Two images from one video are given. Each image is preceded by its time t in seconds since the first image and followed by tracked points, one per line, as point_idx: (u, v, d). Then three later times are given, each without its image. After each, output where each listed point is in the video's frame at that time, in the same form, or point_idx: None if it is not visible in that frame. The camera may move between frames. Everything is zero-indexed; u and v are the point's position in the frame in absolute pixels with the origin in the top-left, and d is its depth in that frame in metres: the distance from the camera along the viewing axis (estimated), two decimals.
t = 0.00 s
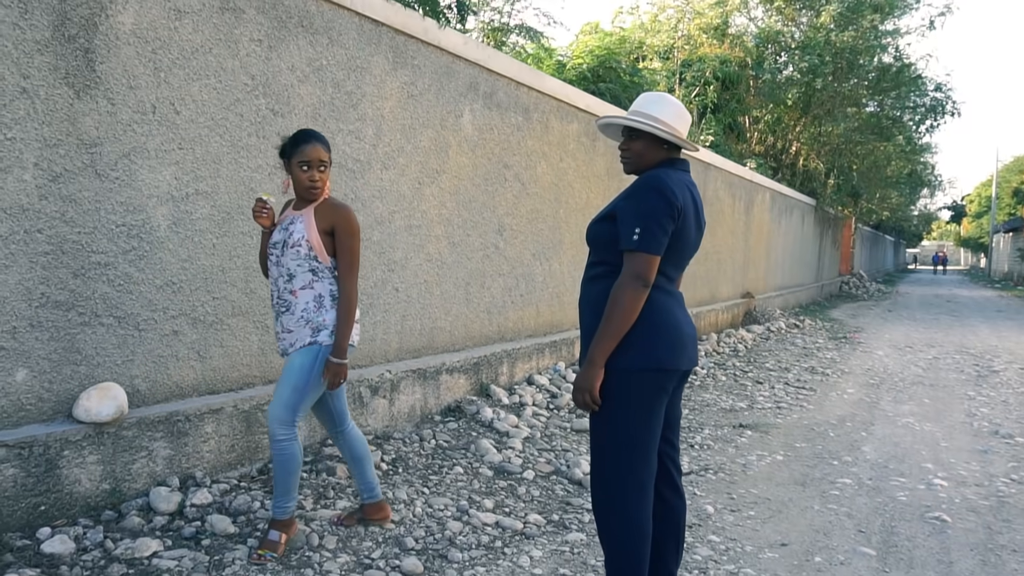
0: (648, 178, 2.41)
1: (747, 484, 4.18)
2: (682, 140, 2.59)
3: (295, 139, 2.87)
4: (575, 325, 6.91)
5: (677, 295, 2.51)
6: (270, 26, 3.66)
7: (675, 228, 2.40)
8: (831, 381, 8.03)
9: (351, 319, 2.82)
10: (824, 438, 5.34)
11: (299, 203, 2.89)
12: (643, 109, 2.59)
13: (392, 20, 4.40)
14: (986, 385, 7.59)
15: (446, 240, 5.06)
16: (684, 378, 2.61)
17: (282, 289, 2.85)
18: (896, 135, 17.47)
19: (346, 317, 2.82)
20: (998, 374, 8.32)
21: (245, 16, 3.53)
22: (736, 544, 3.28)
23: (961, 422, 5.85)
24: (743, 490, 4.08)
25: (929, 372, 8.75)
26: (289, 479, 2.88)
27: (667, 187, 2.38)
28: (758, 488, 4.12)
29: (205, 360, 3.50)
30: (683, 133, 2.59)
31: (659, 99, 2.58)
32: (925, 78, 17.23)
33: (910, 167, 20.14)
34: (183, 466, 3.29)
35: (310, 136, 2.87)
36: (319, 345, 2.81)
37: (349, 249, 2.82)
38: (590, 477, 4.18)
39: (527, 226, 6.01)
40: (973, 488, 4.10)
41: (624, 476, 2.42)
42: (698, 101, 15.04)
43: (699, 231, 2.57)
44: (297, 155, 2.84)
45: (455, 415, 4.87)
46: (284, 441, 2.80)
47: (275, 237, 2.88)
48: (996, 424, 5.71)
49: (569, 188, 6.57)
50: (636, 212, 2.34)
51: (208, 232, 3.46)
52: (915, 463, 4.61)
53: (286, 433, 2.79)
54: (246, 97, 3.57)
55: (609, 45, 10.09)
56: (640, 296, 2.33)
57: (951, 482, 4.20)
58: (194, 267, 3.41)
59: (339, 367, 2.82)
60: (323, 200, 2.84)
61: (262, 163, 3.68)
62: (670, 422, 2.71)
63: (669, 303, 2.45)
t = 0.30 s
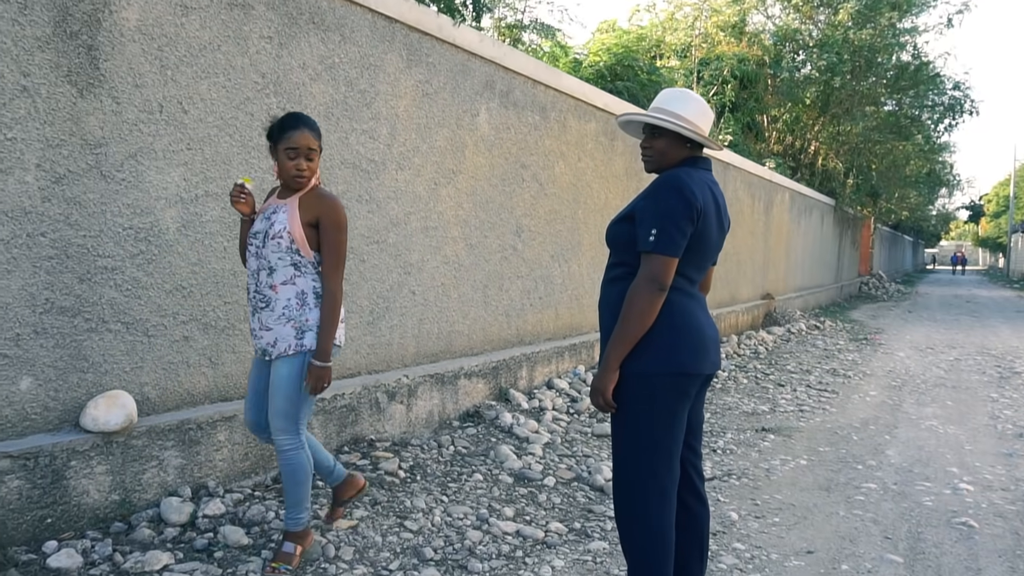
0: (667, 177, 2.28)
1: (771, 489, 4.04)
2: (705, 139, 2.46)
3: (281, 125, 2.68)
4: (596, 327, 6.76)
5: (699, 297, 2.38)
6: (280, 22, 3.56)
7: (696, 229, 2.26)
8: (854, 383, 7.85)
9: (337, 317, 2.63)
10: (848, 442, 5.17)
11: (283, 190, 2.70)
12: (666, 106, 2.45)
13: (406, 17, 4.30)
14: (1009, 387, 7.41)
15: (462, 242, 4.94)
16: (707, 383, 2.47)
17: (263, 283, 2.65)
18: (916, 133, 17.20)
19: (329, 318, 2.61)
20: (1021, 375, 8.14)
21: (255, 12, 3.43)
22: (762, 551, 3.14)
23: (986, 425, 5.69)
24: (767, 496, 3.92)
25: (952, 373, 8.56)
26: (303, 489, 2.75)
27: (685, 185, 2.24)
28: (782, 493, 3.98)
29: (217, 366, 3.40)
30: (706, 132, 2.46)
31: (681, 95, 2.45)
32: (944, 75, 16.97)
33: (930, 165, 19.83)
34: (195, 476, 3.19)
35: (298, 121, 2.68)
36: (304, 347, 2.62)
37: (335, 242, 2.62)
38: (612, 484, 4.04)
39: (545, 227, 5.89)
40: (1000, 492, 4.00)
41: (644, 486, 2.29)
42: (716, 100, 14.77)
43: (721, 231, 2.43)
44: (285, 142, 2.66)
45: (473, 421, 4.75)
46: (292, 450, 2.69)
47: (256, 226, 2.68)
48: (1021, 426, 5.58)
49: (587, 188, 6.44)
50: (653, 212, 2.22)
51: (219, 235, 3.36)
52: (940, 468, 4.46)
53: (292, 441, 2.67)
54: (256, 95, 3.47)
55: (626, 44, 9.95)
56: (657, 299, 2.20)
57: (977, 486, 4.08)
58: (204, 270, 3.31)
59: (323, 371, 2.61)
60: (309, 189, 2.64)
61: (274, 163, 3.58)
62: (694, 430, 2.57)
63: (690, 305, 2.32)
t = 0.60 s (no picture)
0: (691, 182, 2.24)
1: (803, 500, 3.96)
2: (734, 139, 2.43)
3: (254, 130, 2.54)
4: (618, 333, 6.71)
5: (723, 305, 2.34)
6: (299, 33, 3.59)
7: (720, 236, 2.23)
8: (885, 389, 7.71)
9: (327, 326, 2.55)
10: (881, 450, 5.07)
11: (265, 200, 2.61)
12: (694, 106, 2.42)
13: (424, 25, 4.31)
14: None
15: (483, 249, 4.93)
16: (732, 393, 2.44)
17: (260, 295, 2.60)
18: (945, 132, 16.92)
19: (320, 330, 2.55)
20: None
21: (273, 23, 3.46)
22: (794, 566, 3.09)
23: None
24: (798, 507, 3.86)
25: (988, 377, 8.39)
26: (317, 498, 2.74)
27: (710, 191, 2.20)
28: (813, 504, 3.91)
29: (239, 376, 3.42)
30: (735, 132, 2.43)
31: (709, 96, 2.41)
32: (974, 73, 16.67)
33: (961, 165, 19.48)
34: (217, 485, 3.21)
35: (272, 127, 2.53)
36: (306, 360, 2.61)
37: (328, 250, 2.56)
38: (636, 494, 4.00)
39: (567, 233, 5.87)
40: None
41: (669, 498, 2.25)
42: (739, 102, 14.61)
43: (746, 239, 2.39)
44: (249, 152, 2.51)
45: (495, 429, 4.73)
46: (309, 458, 2.69)
47: (246, 235, 2.62)
48: None
49: (608, 193, 6.41)
50: (675, 219, 2.18)
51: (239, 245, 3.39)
52: (980, 477, 4.39)
53: (306, 451, 2.66)
54: (275, 105, 3.50)
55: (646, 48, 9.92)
56: (681, 307, 2.17)
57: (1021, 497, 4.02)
58: (226, 280, 3.33)
59: (302, 378, 2.54)
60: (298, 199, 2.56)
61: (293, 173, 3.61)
62: (719, 440, 2.53)
63: (714, 313, 2.28)
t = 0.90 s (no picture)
0: (718, 186, 2.18)
1: (841, 512, 3.86)
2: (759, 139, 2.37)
3: (209, 147, 2.44)
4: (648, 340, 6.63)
5: (755, 313, 2.28)
6: (323, 44, 3.60)
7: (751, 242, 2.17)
8: (926, 396, 7.50)
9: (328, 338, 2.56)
10: (923, 459, 4.93)
11: (230, 217, 2.50)
12: (715, 108, 2.37)
13: (448, 33, 4.30)
14: None
15: (510, 256, 4.91)
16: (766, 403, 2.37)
17: (245, 315, 2.50)
18: (985, 132, 16.51)
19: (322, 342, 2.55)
20: None
21: (298, 34, 3.48)
22: None
23: None
24: (836, 519, 3.75)
25: None
26: (327, 512, 2.70)
27: (739, 196, 2.14)
28: (852, 516, 3.80)
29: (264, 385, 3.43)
30: (759, 131, 2.38)
31: (729, 97, 2.37)
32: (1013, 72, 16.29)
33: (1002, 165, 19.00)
34: (243, 494, 3.22)
35: (230, 141, 2.44)
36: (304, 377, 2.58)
37: (308, 262, 2.54)
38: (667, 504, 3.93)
39: (594, 240, 5.81)
40: None
41: (703, 512, 2.19)
42: (769, 106, 14.41)
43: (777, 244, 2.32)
44: (205, 170, 2.40)
45: (524, 437, 4.68)
46: (308, 474, 2.61)
47: (215, 256, 2.51)
48: None
49: (637, 199, 6.34)
50: (704, 225, 2.13)
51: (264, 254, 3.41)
52: None
53: (305, 468, 2.60)
54: (300, 115, 3.51)
55: (673, 53, 9.84)
56: (712, 316, 2.11)
57: None
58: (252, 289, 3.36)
59: (326, 394, 2.58)
60: (271, 212, 2.50)
61: (319, 182, 3.62)
62: (751, 452, 2.47)
63: (746, 321, 2.22)
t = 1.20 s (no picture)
0: (756, 190, 2.10)
1: (884, 527, 3.72)
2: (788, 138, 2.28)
3: (118, 158, 2.29)
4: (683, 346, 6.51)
5: (796, 319, 2.19)
6: (355, 48, 3.59)
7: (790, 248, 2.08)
8: (973, 406, 7.25)
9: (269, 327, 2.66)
10: (971, 473, 4.75)
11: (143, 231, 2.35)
12: (737, 114, 2.28)
13: (480, 36, 4.25)
14: None
15: (542, 260, 4.85)
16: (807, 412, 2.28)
17: (179, 329, 2.38)
18: None
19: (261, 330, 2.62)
20: None
21: (329, 38, 3.47)
22: None
23: None
24: (878, 534, 3.61)
25: None
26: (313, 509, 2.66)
27: (777, 200, 2.05)
28: (895, 531, 3.66)
29: (294, 390, 3.42)
30: (788, 131, 2.28)
31: (752, 101, 2.27)
32: None
33: None
34: (271, 500, 3.20)
35: (135, 150, 2.31)
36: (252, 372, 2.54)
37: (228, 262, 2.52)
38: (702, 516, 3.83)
39: (629, 244, 5.72)
40: None
41: (743, 527, 2.11)
42: (808, 109, 14.19)
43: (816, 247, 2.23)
44: (128, 179, 2.27)
45: (556, 445, 4.61)
46: (285, 469, 2.59)
47: (133, 276, 2.34)
48: None
49: (672, 203, 6.24)
50: (741, 231, 2.04)
51: (295, 258, 3.40)
52: None
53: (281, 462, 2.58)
54: (331, 119, 3.50)
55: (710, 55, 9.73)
56: (752, 325, 2.03)
57: None
58: (281, 293, 3.35)
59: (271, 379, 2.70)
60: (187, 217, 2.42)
61: (350, 186, 3.60)
62: (791, 464, 2.38)
63: (786, 328, 2.13)
